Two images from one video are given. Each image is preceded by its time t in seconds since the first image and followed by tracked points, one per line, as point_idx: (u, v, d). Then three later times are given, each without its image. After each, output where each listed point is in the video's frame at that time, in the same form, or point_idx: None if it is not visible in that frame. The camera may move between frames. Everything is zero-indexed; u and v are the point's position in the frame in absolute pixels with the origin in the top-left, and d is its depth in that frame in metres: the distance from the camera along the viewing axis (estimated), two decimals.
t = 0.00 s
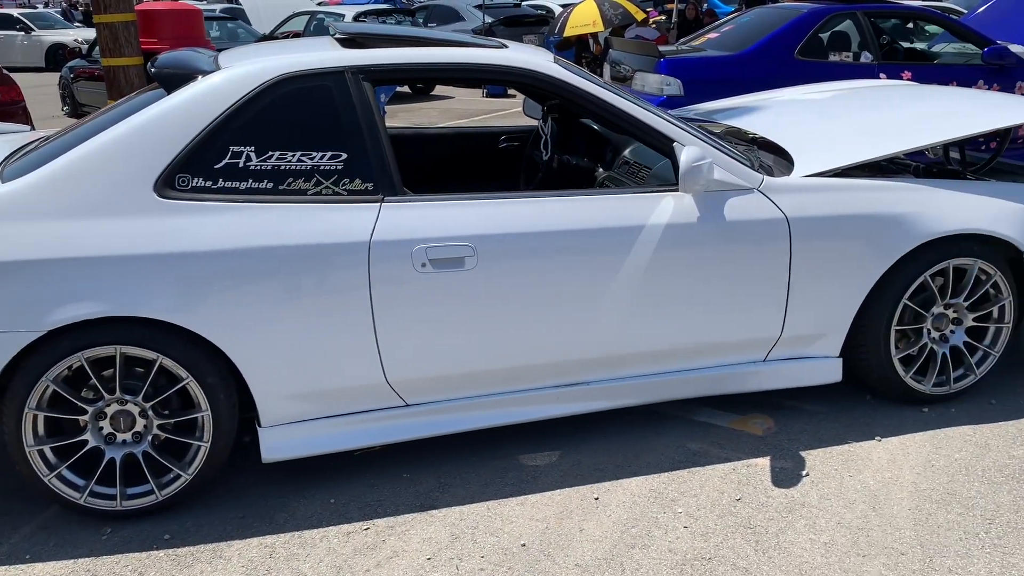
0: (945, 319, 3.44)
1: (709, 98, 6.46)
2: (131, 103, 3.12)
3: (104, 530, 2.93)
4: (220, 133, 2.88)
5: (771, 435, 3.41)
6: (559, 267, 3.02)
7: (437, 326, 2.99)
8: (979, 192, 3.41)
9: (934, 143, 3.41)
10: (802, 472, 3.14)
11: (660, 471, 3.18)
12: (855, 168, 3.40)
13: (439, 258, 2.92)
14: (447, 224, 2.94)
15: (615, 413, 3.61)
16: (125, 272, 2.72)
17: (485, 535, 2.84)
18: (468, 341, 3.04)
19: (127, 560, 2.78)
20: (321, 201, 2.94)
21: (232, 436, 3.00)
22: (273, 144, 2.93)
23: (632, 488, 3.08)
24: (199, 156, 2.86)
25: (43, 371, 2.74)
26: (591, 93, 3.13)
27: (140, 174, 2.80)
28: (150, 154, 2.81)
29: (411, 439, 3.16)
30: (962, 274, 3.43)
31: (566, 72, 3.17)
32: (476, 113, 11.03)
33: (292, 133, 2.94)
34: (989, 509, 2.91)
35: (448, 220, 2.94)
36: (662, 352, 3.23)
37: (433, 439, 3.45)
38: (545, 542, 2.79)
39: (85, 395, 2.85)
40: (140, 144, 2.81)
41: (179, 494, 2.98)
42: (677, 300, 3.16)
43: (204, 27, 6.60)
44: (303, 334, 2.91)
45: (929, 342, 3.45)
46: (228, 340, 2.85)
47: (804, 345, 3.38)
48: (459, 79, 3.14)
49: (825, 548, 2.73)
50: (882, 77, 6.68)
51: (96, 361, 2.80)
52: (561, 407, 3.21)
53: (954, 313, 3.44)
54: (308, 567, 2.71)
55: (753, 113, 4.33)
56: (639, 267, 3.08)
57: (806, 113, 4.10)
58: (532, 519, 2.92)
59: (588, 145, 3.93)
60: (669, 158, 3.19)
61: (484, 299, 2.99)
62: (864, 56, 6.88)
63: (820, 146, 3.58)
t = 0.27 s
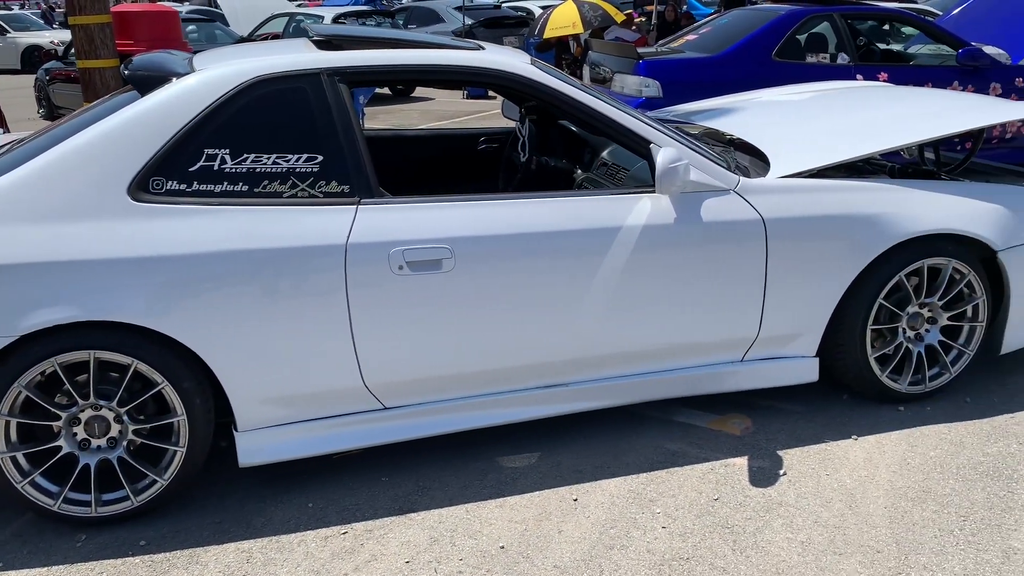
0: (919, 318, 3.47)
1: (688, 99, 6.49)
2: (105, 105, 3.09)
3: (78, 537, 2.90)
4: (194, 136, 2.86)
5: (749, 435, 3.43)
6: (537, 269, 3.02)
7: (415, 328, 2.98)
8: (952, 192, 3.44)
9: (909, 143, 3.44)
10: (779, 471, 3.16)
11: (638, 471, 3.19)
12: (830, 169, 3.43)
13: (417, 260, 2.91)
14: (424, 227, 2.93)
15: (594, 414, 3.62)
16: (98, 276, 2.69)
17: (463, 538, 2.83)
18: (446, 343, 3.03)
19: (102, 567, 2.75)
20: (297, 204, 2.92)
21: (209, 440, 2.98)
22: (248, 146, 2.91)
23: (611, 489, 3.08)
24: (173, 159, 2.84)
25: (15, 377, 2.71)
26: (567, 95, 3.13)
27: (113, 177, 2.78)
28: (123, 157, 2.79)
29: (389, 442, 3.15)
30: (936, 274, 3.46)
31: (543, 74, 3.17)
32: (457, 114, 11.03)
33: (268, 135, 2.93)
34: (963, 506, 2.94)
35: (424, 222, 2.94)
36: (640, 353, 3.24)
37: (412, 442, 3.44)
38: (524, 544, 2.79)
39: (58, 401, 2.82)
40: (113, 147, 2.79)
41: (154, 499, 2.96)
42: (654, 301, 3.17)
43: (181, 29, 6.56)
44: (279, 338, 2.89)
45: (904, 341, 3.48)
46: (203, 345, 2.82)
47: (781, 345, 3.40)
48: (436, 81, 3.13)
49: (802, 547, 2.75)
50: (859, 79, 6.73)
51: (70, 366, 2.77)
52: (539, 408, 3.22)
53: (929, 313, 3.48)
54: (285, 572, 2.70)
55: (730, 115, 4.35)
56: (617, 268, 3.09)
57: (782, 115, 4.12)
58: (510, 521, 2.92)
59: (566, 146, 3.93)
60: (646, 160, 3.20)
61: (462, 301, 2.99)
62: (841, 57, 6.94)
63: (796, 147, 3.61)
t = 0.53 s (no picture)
0: (897, 318, 3.50)
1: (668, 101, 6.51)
2: (80, 108, 3.07)
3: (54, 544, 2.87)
4: (170, 139, 2.84)
5: (728, 435, 3.44)
6: (516, 270, 3.02)
7: (394, 331, 2.97)
8: (928, 193, 3.47)
9: (885, 145, 3.47)
10: (759, 471, 3.18)
11: (619, 472, 3.20)
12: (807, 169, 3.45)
13: (396, 263, 2.90)
14: (402, 229, 2.92)
15: (575, 415, 3.62)
16: (72, 280, 2.67)
17: (443, 541, 2.83)
18: (426, 346, 3.02)
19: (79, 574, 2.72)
20: (275, 207, 2.91)
21: (187, 445, 2.96)
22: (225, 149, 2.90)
23: (591, 490, 3.08)
24: (150, 162, 2.82)
25: None
26: (546, 97, 3.13)
27: (87, 180, 2.75)
28: (98, 160, 2.77)
29: (369, 445, 3.14)
30: (913, 274, 3.49)
31: (521, 76, 3.17)
32: (439, 116, 11.02)
33: (245, 138, 2.91)
34: (941, 504, 2.96)
35: (403, 225, 2.93)
36: (620, 354, 3.25)
37: (392, 445, 3.43)
38: (504, 547, 2.79)
39: (33, 406, 2.80)
40: (88, 150, 2.77)
41: (131, 505, 2.93)
42: (634, 302, 3.18)
43: (160, 31, 6.52)
44: (257, 341, 2.88)
45: (882, 341, 3.51)
46: (180, 349, 2.80)
47: (760, 345, 3.42)
48: (414, 83, 3.12)
49: (781, 547, 2.76)
50: (839, 80, 6.78)
51: (45, 371, 2.74)
52: (520, 410, 3.22)
53: (906, 312, 3.50)
54: None
55: (709, 116, 4.37)
56: (596, 270, 3.09)
57: (760, 116, 4.15)
58: (491, 523, 2.91)
59: (546, 148, 3.95)
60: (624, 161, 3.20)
61: (441, 303, 2.98)
62: (819, 59, 6.99)
63: (774, 147, 3.62)
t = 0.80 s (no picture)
0: (876, 318, 3.52)
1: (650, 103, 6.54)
2: (57, 110, 3.04)
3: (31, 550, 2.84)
4: (147, 141, 2.82)
5: (709, 436, 3.45)
6: (497, 272, 3.02)
7: (375, 333, 2.96)
8: (905, 194, 3.50)
9: (863, 146, 3.50)
10: (739, 471, 3.19)
11: (600, 474, 3.20)
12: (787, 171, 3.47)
13: (376, 265, 2.89)
14: (382, 231, 2.92)
15: (556, 417, 3.63)
16: (49, 284, 2.64)
17: (425, 544, 2.82)
18: (406, 348, 3.02)
19: None
20: (254, 210, 2.89)
21: (166, 449, 2.94)
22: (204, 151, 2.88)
23: (573, 492, 3.09)
24: (127, 165, 2.80)
25: None
26: (526, 99, 3.13)
27: (63, 183, 2.73)
28: (75, 163, 2.75)
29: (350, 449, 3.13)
30: (892, 274, 3.52)
31: (501, 78, 3.17)
32: (423, 118, 11.00)
33: (224, 141, 2.90)
34: (919, 502, 2.98)
35: (383, 227, 2.93)
36: (601, 355, 3.25)
37: (374, 448, 3.43)
38: (485, 549, 2.78)
39: (10, 411, 2.77)
40: (64, 153, 2.74)
41: (109, 511, 2.91)
42: (615, 303, 3.18)
43: (141, 32, 6.49)
44: (237, 345, 2.86)
45: (862, 341, 3.53)
46: (159, 352, 2.79)
47: (741, 345, 3.43)
48: (394, 86, 3.12)
49: (761, 547, 2.77)
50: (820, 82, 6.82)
51: (22, 376, 2.71)
52: (501, 412, 3.22)
53: (884, 313, 3.53)
54: None
55: (690, 118, 4.39)
56: (577, 272, 3.10)
57: (741, 117, 4.17)
58: (472, 526, 2.91)
59: (529, 151, 4.04)
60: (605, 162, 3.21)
61: (422, 305, 2.98)
62: (800, 61, 7.03)
63: (754, 148, 3.64)
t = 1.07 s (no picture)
0: (858, 319, 3.54)
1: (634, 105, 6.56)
2: (36, 113, 3.02)
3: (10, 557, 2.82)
4: (127, 144, 2.80)
5: (692, 437, 3.46)
6: (480, 274, 3.02)
7: (357, 336, 2.96)
8: (886, 194, 3.52)
9: (843, 147, 3.52)
10: (722, 471, 3.20)
11: (584, 475, 3.20)
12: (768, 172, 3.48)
13: (357, 267, 2.89)
14: (363, 233, 2.91)
15: (540, 419, 3.63)
16: (27, 288, 2.62)
17: (408, 547, 2.81)
18: (389, 351, 3.01)
19: None
20: (234, 212, 2.88)
21: (147, 454, 2.92)
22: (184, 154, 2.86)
23: (556, 494, 3.09)
24: (107, 167, 2.78)
25: None
26: (508, 101, 3.13)
27: (42, 186, 2.71)
28: (54, 166, 2.73)
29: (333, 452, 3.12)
30: (873, 274, 3.54)
31: (483, 79, 3.17)
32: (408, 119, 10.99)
33: (204, 143, 2.88)
34: (900, 501, 3.00)
35: (365, 229, 2.92)
36: (584, 356, 3.26)
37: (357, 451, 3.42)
38: (469, 552, 2.78)
39: None
40: (42, 156, 2.72)
41: (90, 516, 2.89)
42: (598, 304, 3.19)
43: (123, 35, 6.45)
44: (217, 348, 2.85)
45: (844, 342, 3.55)
46: (139, 356, 2.77)
47: (724, 346, 3.44)
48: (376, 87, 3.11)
49: (744, 547, 2.78)
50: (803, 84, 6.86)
51: None
52: (484, 414, 3.21)
53: (866, 313, 3.55)
54: None
55: (673, 120, 4.40)
56: (560, 273, 3.10)
57: (723, 119, 4.18)
58: (456, 529, 2.91)
59: (512, 152, 4.03)
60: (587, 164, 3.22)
61: (404, 307, 2.97)
62: (784, 62, 7.06)
63: (735, 150, 3.66)
